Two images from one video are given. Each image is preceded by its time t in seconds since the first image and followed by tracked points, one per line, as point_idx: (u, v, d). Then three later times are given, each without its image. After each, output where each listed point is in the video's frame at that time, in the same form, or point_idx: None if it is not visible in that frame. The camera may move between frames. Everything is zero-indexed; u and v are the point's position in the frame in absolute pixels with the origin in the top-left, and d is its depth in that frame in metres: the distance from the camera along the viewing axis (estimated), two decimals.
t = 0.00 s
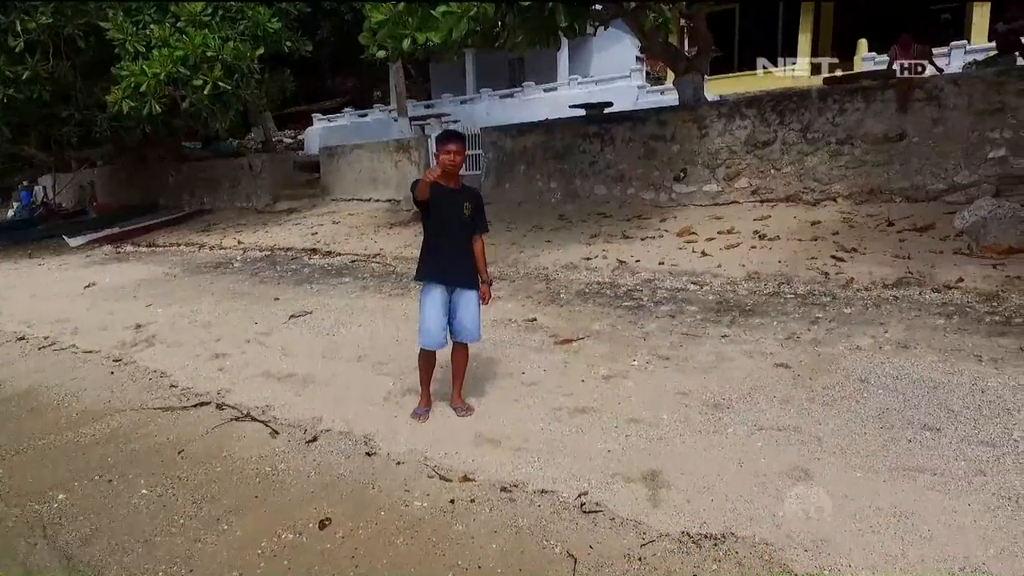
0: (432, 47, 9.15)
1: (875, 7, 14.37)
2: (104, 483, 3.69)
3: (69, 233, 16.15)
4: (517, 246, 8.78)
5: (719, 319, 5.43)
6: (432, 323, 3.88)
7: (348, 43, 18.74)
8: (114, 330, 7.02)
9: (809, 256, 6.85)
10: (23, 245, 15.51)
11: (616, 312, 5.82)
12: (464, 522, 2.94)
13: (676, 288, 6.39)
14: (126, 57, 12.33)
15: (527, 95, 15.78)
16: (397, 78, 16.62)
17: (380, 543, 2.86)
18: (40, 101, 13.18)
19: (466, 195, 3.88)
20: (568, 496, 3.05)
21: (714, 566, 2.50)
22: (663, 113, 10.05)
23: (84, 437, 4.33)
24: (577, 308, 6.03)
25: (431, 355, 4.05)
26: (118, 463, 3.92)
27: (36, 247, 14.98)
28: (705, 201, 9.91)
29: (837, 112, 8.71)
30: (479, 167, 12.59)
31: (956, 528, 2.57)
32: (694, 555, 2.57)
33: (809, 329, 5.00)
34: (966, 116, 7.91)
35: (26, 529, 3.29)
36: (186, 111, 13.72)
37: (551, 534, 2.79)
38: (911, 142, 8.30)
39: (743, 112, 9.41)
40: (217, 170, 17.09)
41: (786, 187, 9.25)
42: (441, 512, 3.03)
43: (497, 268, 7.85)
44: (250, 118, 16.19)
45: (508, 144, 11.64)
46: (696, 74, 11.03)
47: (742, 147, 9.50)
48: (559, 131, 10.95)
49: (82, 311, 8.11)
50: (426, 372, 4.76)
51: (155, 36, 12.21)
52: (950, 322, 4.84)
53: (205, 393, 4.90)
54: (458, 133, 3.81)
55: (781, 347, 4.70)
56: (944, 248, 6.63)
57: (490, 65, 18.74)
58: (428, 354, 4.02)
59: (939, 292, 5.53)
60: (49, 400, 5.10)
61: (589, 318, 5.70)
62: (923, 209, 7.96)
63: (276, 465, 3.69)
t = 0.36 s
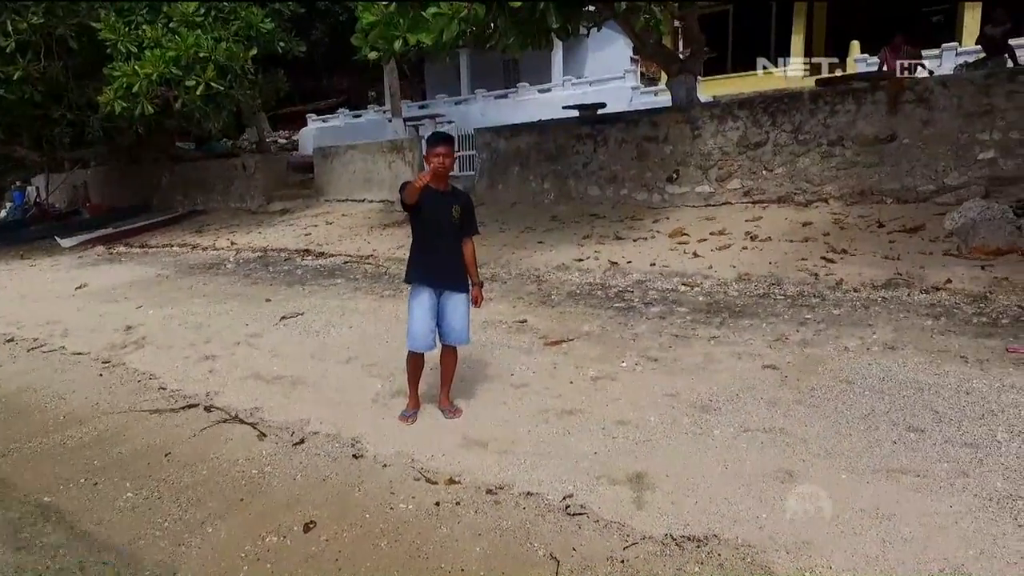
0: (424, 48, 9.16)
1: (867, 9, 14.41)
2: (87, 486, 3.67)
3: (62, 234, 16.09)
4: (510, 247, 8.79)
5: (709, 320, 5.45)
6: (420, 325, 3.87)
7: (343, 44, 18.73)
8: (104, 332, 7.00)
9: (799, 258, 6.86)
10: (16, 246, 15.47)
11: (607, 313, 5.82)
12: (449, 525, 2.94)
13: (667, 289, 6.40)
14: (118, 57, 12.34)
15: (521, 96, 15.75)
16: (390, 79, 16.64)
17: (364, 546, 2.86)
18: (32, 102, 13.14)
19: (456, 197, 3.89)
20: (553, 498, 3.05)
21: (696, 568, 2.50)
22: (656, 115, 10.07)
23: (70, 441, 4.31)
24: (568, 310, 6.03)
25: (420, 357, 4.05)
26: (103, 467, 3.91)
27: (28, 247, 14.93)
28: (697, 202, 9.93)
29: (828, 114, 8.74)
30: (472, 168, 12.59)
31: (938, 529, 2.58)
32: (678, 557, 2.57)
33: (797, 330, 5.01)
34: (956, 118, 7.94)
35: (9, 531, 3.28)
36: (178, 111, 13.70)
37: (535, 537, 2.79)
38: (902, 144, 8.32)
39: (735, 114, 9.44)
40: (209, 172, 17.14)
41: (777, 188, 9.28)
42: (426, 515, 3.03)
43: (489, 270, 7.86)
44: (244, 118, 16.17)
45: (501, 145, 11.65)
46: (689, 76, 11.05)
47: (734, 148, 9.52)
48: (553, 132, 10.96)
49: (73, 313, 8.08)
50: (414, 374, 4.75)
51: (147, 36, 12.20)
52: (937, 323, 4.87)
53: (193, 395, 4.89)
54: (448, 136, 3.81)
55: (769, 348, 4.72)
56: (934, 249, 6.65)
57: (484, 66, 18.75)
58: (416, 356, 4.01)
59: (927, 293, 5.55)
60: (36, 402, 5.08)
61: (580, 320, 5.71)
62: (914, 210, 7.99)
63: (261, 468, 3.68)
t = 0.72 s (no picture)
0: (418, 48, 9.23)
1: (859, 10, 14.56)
2: (82, 480, 3.72)
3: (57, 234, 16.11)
4: (503, 247, 8.85)
5: (698, 318, 5.52)
6: (409, 324, 3.93)
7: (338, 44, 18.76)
8: (99, 332, 7.04)
9: (789, 257, 6.93)
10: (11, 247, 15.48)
11: (598, 312, 5.89)
12: (436, 517, 3.00)
13: (657, 288, 6.46)
14: (114, 58, 12.48)
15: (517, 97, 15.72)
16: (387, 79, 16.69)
17: (353, 538, 2.91)
18: (27, 102, 13.17)
19: (447, 198, 3.94)
20: (538, 492, 3.11)
21: (675, 558, 2.57)
22: (649, 116, 10.15)
23: (66, 438, 4.36)
24: (559, 309, 6.10)
25: (411, 355, 4.10)
26: (98, 463, 3.96)
27: (24, 248, 14.94)
28: (689, 202, 10.00)
29: (819, 115, 8.82)
30: (466, 168, 12.63)
31: (910, 518, 2.65)
32: (657, 547, 2.64)
33: (784, 329, 5.08)
34: (944, 120, 8.02)
35: (4, 525, 3.31)
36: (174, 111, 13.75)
37: (519, 529, 2.85)
38: (892, 145, 8.40)
39: (726, 115, 9.52)
40: (204, 172, 17.36)
41: (768, 189, 9.36)
42: (414, 508, 3.09)
43: (482, 269, 7.92)
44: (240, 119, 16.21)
45: (496, 146, 11.72)
46: (682, 77, 11.13)
47: (726, 149, 9.59)
48: (547, 133, 11.02)
49: (68, 313, 8.12)
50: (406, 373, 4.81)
51: (143, 37, 12.28)
52: (921, 321, 4.94)
53: (187, 393, 4.95)
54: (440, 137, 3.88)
55: (755, 346, 4.78)
56: (921, 249, 6.73)
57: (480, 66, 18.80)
58: (407, 355, 4.07)
59: (912, 291, 5.63)
60: (31, 401, 5.12)
61: (571, 319, 5.77)
62: (902, 211, 8.08)
63: (254, 464, 3.72)
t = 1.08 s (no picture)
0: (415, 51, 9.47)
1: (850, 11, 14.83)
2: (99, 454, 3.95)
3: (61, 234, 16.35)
4: (498, 245, 9.10)
5: (682, 312, 5.78)
6: (406, 315, 4.17)
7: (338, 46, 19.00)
8: (107, 326, 7.28)
9: (773, 255, 7.19)
10: (14, 246, 15.71)
11: (587, 307, 6.14)
12: (429, 490, 3.24)
13: (646, 284, 6.71)
14: (116, 60, 12.67)
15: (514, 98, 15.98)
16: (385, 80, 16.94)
17: (352, 509, 3.16)
18: (31, 104, 13.40)
19: (442, 196, 4.20)
20: (523, 467, 3.37)
21: (647, 523, 2.82)
22: (642, 118, 10.40)
23: (81, 422, 4.58)
24: (551, 304, 6.35)
25: (407, 345, 4.35)
26: (114, 443, 4.18)
27: (27, 247, 15.18)
28: (680, 202, 10.26)
29: (805, 117, 9.07)
30: (463, 168, 12.84)
31: (860, 487, 2.91)
32: (631, 514, 2.89)
33: (764, 322, 5.32)
34: (925, 122, 8.26)
35: (31, 498, 3.51)
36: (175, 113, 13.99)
37: (506, 499, 3.10)
38: (875, 146, 8.64)
39: (716, 117, 9.77)
40: (205, 172, 17.57)
41: (757, 189, 9.60)
42: (409, 482, 3.34)
43: (478, 266, 8.18)
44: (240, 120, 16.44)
45: (492, 147, 11.97)
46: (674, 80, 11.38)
47: (716, 150, 9.85)
48: (541, 134, 11.28)
49: (76, 308, 8.36)
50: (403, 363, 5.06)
51: (145, 39, 12.50)
52: (892, 314, 5.19)
53: (194, 382, 5.20)
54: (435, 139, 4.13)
55: (734, 338, 5.03)
56: (899, 246, 6.98)
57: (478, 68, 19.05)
58: (402, 344, 4.31)
59: (887, 287, 5.87)
60: (45, 390, 5.36)
61: (561, 313, 6.02)
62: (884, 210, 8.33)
63: (259, 446, 3.96)
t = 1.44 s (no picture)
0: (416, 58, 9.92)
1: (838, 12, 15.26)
2: (133, 422, 4.40)
3: (70, 233, 16.83)
4: (494, 243, 9.55)
5: (663, 303, 6.23)
6: (402, 303, 4.64)
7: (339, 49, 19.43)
8: (125, 318, 7.73)
9: (752, 251, 7.63)
10: (25, 244, 16.16)
11: (576, 299, 6.59)
12: (427, 454, 3.69)
13: (632, 278, 7.16)
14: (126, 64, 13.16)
15: (511, 100, 16.43)
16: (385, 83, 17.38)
17: (362, 468, 3.60)
18: (43, 106, 13.84)
19: (435, 195, 4.62)
20: (512, 434, 3.81)
21: (617, 477, 3.26)
22: (633, 121, 10.84)
23: (114, 396, 5.01)
24: (543, 296, 6.79)
25: (407, 330, 4.81)
26: (147, 413, 4.60)
27: (38, 245, 15.63)
28: (670, 202, 10.70)
29: (787, 120, 9.50)
30: (461, 170, 13.18)
31: (802, 447, 3.36)
32: (604, 470, 3.33)
33: (737, 312, 5.76)
34: (899, 126, 8.69)
35: (83, 455, 3.90)
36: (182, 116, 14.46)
37: (496, 460, 3.54)
38: (853, 148, 9.07)
39: (703, 121, 10.22)
40: (209, 173, 18.00)
41: (742, 189, 10.04)
42: (410, 447, 3.79)
43: (475, 263, 8.63)
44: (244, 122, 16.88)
45: (489, 149, 12.42)
46: (665, 84, 11.83)
47: (703, 152, 10.29)
48: (537, 136, 11.72)
49: (94, 302, 8.81)
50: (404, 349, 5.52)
51: (154, 45, 12.96)
52: (854, 305, 5.63)
53: (213, 366, 5.65)
54: (429, 143, 4.55)
55: (708, 326, 5.48)
56: (870, 243, 7.42)
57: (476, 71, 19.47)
58: (402, 329, 4.76)
59: (854, 280, 6.32)
60: (75, 373, 5.81)
61: (552, 305, 6.47)
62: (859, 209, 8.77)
63: (277, 418, 4.40)
